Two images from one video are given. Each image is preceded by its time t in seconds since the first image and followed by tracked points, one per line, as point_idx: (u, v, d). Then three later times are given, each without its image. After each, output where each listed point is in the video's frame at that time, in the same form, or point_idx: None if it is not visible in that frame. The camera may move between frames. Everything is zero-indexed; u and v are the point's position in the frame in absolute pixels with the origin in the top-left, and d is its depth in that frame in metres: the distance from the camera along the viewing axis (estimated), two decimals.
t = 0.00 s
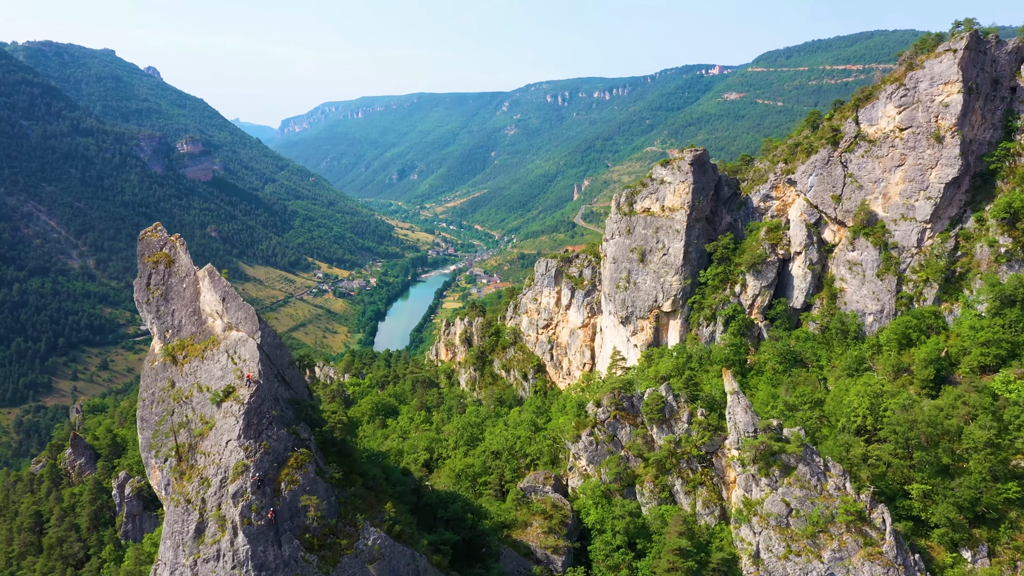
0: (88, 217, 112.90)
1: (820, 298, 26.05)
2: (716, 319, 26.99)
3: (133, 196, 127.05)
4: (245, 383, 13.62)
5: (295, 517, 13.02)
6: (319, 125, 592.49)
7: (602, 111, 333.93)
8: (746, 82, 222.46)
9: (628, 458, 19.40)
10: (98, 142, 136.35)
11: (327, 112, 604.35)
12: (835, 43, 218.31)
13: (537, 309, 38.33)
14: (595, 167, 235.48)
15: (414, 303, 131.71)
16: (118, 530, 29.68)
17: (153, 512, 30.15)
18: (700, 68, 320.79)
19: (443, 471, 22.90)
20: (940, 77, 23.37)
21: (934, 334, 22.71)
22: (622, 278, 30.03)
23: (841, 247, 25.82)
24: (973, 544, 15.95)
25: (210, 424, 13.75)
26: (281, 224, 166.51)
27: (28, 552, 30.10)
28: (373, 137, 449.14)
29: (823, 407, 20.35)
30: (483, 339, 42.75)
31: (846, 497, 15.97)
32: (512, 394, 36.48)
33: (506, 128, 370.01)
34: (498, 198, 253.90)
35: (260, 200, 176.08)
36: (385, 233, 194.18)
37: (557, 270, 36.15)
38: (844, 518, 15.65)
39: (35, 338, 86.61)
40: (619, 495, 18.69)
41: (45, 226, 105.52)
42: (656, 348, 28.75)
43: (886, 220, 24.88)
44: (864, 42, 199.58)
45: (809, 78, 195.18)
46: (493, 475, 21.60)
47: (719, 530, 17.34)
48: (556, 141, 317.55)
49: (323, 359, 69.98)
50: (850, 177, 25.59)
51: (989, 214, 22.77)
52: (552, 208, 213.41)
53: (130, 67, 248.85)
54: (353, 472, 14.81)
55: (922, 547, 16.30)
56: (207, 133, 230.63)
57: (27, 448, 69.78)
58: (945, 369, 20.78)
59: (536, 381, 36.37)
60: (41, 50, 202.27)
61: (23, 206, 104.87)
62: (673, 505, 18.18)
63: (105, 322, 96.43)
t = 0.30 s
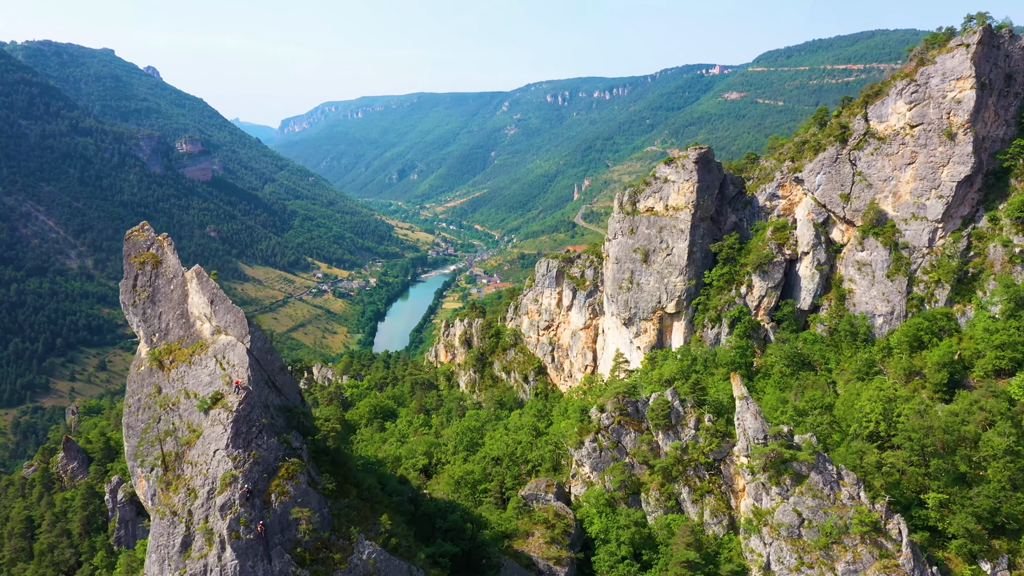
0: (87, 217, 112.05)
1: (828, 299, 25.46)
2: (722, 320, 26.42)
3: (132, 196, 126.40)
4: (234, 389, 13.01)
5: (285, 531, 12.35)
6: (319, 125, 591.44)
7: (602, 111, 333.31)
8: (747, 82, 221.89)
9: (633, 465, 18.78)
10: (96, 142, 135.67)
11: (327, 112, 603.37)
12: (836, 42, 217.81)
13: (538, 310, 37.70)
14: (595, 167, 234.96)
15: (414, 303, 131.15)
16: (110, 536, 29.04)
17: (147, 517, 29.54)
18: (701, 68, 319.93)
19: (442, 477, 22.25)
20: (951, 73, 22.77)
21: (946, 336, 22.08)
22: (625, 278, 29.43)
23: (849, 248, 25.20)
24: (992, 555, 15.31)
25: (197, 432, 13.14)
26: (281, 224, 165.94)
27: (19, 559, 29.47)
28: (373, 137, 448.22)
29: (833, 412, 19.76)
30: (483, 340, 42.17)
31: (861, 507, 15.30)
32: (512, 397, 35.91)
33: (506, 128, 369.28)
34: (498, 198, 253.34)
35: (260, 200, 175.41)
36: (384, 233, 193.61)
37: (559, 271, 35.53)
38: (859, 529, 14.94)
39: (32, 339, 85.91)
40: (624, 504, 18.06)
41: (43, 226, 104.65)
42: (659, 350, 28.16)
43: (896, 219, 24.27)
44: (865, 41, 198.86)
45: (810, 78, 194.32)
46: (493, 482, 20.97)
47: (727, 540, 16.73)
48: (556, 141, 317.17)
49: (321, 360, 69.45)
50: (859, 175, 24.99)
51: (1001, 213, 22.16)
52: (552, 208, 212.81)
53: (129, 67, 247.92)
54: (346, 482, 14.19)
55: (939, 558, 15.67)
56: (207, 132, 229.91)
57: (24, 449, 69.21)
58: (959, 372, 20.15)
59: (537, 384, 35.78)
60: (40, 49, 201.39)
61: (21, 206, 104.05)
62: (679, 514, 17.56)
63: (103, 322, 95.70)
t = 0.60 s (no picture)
0: (85, 217, 111.05)
1: (838, 300, 24.78)
2: (728, 322, 25.75)
3: (130, 196, 125.64)
4: (220, 398, 12.33)
5: (273, 548, 11.65)
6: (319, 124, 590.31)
7: (602, 111, 332.58)
8: (747, 82, 221.04)
9: (639, 474, 18.08)
10: (95, 141, 134.81)
11: (326, 112, 602.33)
12: (837, 42, 216.81)
13: (539, 312, 37.01)
14: (595, 167, 234.32)
15: (413, 303, 130.46)
16: (101, 543, 28.19)
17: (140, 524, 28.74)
18: (701, 67, 319.01)
19: (441, 485, 21.52)
20: (966, 67, 22.06)
21: (960, 339, 21.40)
22: (628, 279, 28.77)
23: (859, 248, 24.52)
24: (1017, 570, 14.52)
25: (181, 442, 12.42)
26: (280, 224, 165.23)
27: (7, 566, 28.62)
28: (373, 137, 447.25)
29: (846, 418, 19.09)
30: (483, 342, 41.46)
31: (879, 520, 14.58)
32: (512, 400, 35.24)
33: (506, 127, 368.42)
34: (498, 197, 252.59)
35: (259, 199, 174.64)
36: (384, 233, 192.96)
37: (560, 271, 34.84)
38: (877, 542, 14.20)
39: (30, 339, 84.96)
40: (629, 515, 17.36)
41: (41, 225, 103.43)
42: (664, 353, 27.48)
43: (908, 219, 23.56)
44: (866, 41, 198.00)
45: (811, 78, 193.46)
46: (494, 489, 20.29)
47: (738, 553, 16.03)
48: (556, 141, 316.46)
49: (319, 361, 68.75)
50: (870, 173, 24.30)
51: (1019, 212, 21.42)
52: (552, 208, 212.11)
53: (128, 66, 246.74)
54: (339, 495, 13.49)
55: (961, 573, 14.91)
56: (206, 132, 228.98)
57: (21, 451, 68.46)
58: (977, 377, 19.39)
59: (538, 387, 35.13)
60: (38, 48, 200.30)
61: (19, 206, 103.01)
62: (687, 525, 16.88)
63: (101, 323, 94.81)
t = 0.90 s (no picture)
0: (84, 216, 110.11)
1: (847, 302, 24.15)
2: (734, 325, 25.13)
3: (129, 196, 125.06)
4: (206, 406, 11.73)
5: (260, 566, 11.01)
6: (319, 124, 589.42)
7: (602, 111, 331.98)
8: (748, 81, 220.34)
9: (644, 482, 17.47)
10: (93, 141, 134.04)
11: (326, 112, 601.65)
12: (838, 41, 215.90)
13: (540, 313, 36.43)
14: (595, 167, 233.87)
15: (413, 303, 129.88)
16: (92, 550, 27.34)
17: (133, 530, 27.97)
18: (702, 67, 318.29)
19: (440, 493, 20.91)
20: (979, 62, 21.46)
21: (974, 342, 20.77)
22: (631, 280, 28.19)
23: (869, 248, 23.91)
24: None
25: (165, 453, 11.79)
26: (279, 224, 164.63)
27: None
28: (373, 137, 446.65)
29: (858, 424, 18.48)
30: (483, 344, 40.86)
31: (895, 532, 13.95)
32: (513, 403, 34.63)
33: (506, 127, 367.82)
34: (498, 197, 252.00)
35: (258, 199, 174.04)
36: (384, 232, 192.42)
37: (561, 272, 34.25)
38: (894, 556, 13.57)
39: (27, 340, 83.96)
40: (634, 525, 16.75)
41: (40, 225, 101.95)
42: (667, 356, 26.87)
43: (919, 218, 22.92)
44: (866, 41, 197.25)
45: (811, 77, 192.73)
46: (494, 498, 19.68)
47: (748, 566, 15.38)
48: (556, 141, 315.90)
49: (318, 362, 68.05)
50: (879, 171, 23.70)
51: None
52: (552, 208, 211.57)
53: (127, 66, 245.93)
54: (332, 508, 12.87)
55: None
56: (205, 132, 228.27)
57: (18, 452, 67.80)
58: (994, 381, 18.69)
59: (539, 390, 34.54)
60: (37, 48, 199.43)
61: (17, 206, 101.83)
62: (694, 536, 16.24)
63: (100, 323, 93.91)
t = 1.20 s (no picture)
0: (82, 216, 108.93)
1: (857, 303, 23.43)
2: (740, 327, 24.45)
3: (128, 195, 124.29)
4: (189, 416, 11.05)
5: None
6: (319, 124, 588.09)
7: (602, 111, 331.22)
8: (748, 81, 219.60)
9: (650, 493, 16.78)
10: (92, 141, 133.20)
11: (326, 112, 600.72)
12: (839, 41, 215.04)
13: (541, 314, 35.75)
14: (595, 167, 233.25)
15: (413, 304, 129.21)
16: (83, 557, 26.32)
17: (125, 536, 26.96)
18: (702, 67, 317.29)
19: (439, 502, 20.25)
20: (995, 57, 20.78)
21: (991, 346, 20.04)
22: (635, 281, 27.55)
23: (880, 249, 23.21)
24: None
25: (146, 465, 11.11)
26: (279, 224, 163.92)
27: None
28: (373, 137, 445.65)
29: (872, 431, 17.82)
30: (483, 346, 40.16)
31: (918, 548, 13.22)
32: (513, 406, 33.95)
33: (506, 126, 366.94)
34: (498, 197, 251.31)
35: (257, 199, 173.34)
36: (383, 232, 191.74)
37: (563, 273, 33.57)
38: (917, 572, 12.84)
39: (25, 340, 82.65)
40: (641, 538, 16.05)
41: (38, 225, 100.41)
42: (672, 359, 26.20)
43: (933, 217, 22.20)
44: (867, 40, 196.46)
45: (812, 77, 191.94)
46: (494, 508, 18.99)
47: None
48: (556, 141, 315.23)
49: (316, 364, 67.33)
50: (891, 169, 23.00)
51: None
52: (552, 207, 210.87)
53: (127, 66, 245.07)
54: (322, 525, 12.19)
55: None
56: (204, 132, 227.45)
57: (14, 453, 66.85)
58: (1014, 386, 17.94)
59: (541, 393, 33.88)
60: (36, 47, 198.43)
61: (15, 206, 100.09)
62: (704, 550, 15.52)
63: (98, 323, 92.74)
